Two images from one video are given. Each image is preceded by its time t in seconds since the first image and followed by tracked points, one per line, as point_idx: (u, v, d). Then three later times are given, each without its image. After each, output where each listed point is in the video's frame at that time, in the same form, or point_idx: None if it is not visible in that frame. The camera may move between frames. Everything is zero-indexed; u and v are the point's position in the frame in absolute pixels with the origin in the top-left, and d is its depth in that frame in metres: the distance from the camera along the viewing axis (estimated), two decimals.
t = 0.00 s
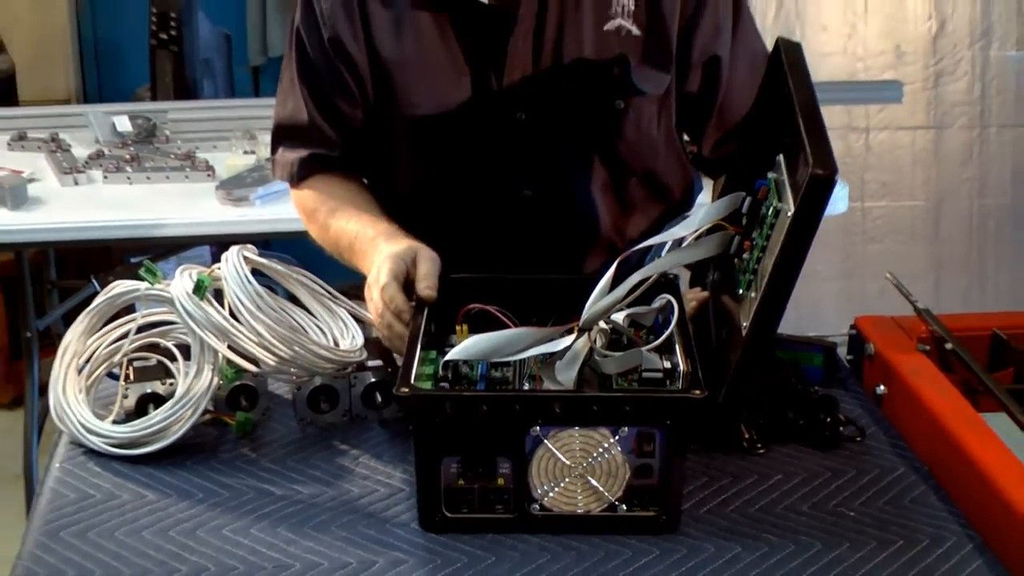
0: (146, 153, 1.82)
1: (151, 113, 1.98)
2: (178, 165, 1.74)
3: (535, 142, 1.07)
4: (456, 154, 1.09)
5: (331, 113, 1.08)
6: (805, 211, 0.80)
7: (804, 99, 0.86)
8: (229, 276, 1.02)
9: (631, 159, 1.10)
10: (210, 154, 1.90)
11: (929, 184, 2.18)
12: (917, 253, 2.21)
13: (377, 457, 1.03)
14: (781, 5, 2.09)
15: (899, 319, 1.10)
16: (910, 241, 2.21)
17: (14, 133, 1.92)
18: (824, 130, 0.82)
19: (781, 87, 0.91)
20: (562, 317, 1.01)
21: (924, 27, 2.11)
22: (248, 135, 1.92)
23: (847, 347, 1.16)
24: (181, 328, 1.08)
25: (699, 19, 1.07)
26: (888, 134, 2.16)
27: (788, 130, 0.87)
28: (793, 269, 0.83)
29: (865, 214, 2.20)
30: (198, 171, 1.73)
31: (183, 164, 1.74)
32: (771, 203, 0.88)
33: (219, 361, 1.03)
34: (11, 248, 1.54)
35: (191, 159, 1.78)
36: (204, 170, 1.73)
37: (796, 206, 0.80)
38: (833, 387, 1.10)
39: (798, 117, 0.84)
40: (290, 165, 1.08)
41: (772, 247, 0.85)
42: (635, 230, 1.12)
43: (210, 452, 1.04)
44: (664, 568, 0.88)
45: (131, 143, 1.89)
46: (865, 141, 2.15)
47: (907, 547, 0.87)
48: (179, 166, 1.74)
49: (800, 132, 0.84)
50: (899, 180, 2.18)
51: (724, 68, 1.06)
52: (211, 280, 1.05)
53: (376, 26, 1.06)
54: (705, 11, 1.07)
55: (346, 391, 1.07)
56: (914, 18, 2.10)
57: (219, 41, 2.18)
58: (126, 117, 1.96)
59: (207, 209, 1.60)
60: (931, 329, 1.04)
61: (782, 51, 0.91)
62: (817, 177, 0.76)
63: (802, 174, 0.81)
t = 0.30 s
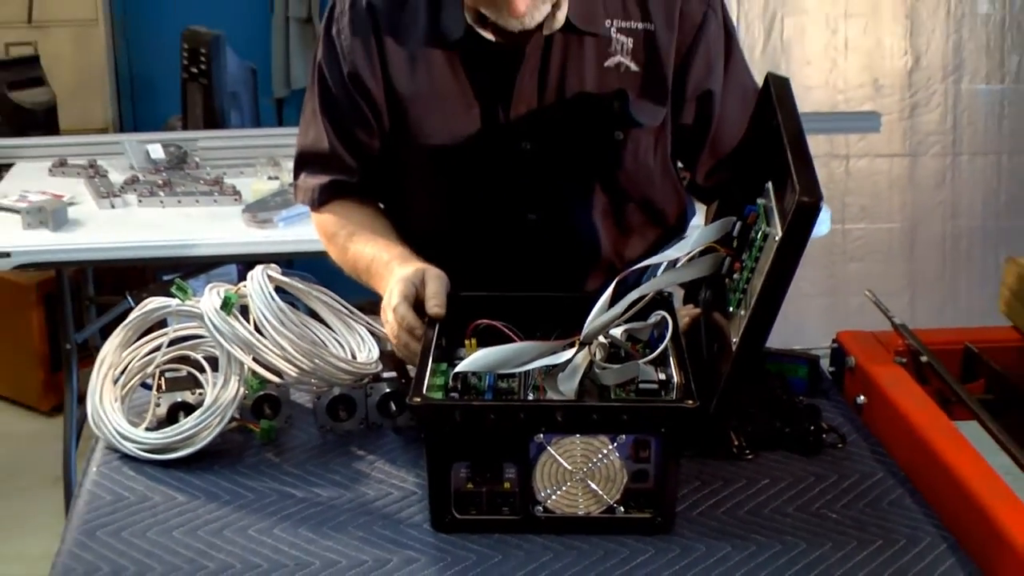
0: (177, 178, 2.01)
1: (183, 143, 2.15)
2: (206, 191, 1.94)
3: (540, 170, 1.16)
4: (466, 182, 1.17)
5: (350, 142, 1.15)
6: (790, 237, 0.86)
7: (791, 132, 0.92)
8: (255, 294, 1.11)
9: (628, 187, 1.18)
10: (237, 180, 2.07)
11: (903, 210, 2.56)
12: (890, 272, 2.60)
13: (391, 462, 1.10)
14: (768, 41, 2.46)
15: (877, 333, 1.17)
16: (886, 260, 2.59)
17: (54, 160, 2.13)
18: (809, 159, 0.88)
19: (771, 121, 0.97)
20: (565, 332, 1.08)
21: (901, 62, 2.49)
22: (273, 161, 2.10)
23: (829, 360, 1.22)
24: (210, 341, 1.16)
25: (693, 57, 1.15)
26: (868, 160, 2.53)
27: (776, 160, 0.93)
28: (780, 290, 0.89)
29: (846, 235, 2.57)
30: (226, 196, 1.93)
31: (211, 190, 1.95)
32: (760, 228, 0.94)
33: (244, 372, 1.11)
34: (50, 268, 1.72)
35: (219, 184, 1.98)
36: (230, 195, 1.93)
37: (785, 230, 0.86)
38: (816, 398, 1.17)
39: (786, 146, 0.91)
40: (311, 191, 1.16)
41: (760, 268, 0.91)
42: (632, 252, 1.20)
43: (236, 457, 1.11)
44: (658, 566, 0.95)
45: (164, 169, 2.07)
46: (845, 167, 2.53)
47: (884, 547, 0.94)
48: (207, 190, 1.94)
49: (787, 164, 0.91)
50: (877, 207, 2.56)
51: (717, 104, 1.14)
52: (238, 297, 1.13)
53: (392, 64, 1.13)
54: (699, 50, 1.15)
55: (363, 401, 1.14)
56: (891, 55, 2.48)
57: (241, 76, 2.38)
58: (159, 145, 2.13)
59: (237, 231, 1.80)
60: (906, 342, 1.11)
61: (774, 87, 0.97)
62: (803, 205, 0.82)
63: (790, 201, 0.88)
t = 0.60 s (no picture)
0: (197, 199, 2.09)
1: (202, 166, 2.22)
2: (226, 211, 2.03)
3: (542, 188, 1.22)
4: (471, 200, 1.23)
5: (365, 158, 1.22)
6: (773, 259, 0.91)
7: (778, 157, 0.96)
8: (271, 308, 1.17)
9: (624, 206, 1.24)
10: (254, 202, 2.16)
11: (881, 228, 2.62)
12: (871, 288, 2.63)
13: (399, 466, 1.16)
14: (754, 71, 2.57)
15: (857, 344, 1.23)
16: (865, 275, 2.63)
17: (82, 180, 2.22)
18: (794, 182, 0.93)
19: (757, 146, 1.03)
20: (564, 342, 1.15)
21: (879, 88, 2.59)
22: (287, 184, 2.17)
23: (811, 369, 1.28)
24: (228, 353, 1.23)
25: (686, 85, 1.21)
26: (847, 181, 2.61)
27: (762, 184, 0.99)
28: (766, 305, 0.94)
29: (827, 251, 2.62)
30: (243, 215, 2.03)
31: (230, 210, 2.03)
32: (747, 246, 0.99)
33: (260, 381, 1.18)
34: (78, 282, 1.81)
35: (237, 204, 2.06)
36: (248, 216, 2.03)
37: (770, 249, 0.91)
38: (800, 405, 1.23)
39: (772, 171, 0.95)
40: (328, 206, 1.23)
41: (747, 284, 0.96)
42: (627, 268, 1.26)
43: (252, 462, 1.17)
44: (650, 565, 1.00)
45: (185, 190, 2.15)
46: (827, 188, 2.61)
47: (863, 546, 1.00)
48: (226, 209, 2.04)
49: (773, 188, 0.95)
50: (857, 225, 2.62)
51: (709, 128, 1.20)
52: (254, 311, 1.20)
53: (406, 84, 1.20)
54: (692, 79, 1.21)
55: (372, 408, 1.20)
56: (869, 82, 2.59)
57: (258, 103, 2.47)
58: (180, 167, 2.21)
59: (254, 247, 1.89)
60: (884, 354, 1.17)
61: (761, 113, 1.03)
62: (786, 227, 0.87)
63: (774, 221, 0.92)
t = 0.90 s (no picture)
0: (209, 214, 2.15)
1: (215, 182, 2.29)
2: (237, 225, 2.08)
3: (545, 197, 1.27)
4: (477, 207, 1.28)
5: (377, 165, 1.26)
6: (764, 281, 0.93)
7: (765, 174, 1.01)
8: (280, 318, 1.22)
9: (624, 216, 1.28)
10: (265, 216, 2.23)
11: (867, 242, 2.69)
12: (858, 300, 2.68)
13: (403, 472, 1.21)
14: (744, 91, 2.65)
15: (844, 354, 1.27)
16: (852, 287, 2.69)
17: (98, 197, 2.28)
18: (783, 207, 0.96)
19: (746, 162, 1.07)
20: (561, 354, 1.18)
21: (864, 106, 2.68)
22: (297, 200, 2.24)
23: (801, 379, 1.32)
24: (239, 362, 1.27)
25: (685, 100, 1.25)
26: (834, 197, 2.68)
27: (751, 201, 1.03)
28: (757, 322, 0.96)
29: (815, 264, 2.68)
30: (254, 229, 2.07)
31: (241, 225, 2.09)
32: (737, 262, 1.03)
33: (270, 390, 1.22)
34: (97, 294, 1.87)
35: (248, 219, 2.11)
36: (259, 230, 2.08)
37: (761, 269, 0.93)
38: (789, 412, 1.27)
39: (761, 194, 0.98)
40: (341, 212, 1.28)
41: (738, 300, 0.99)
42: (626, 278, 1.31)
43: (262, 467, 1.22)
44: (645, 567, 1.04)
45: (197, 206, 2.21)
46: (814, 204, 2.68)
47: (850, 548, 1.04)
48: (237, 224, 2.09)
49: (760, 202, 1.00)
50: (844, 238, 2.68)
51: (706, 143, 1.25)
52: (264, 322, 1.25)
53: (418, 95, 1.23)
54: (690, 95, 1.25)
55: (377, 416, 1.25)
56: (855, 101, 2.68)
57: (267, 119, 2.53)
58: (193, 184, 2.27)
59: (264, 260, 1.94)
60: (872, 363, 1.21)
61: (746, 130, 1.08)
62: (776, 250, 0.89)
63: (765, 241, 0.95)
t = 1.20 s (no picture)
0: (223, 231, 2.21)
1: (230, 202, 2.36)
2: (250, 243, 2.15)
3: (547, 213, 1.31)
4: (483, 221, 1.34)
5: (387, 180, 1.32)
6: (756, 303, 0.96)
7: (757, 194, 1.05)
8: (291, 331, 1.27)
9: (621, 233, 1.33)
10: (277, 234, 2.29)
11: (853, 256, 2.71)
12: (843, 314, 2.70)
13: (409, 479, 1.26)
14: (733, 114, 2.68)
15: (830, 366, 1.32)
16: (836, 301, 2.71)
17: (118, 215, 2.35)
18: (773, 228, 1.00)
19: (739, 183, 1.12)
20: (559, 365, 1.23)
21: (848, 128, 2.70)
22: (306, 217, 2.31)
23: (789, 390, 1.37)
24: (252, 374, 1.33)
25: (681, 122, 1.30)
26: (820, 216, 2.71)
27: (741, 219, 1.09)
28: (749, 339, 1.00)
29: (802, 279, 2.71)
30: (266, 246, 2.14)
31: (254, 243, 2.15)
32: (730, 281, 1.07)
33: (280, 400, 1.27)
34: (116, 308, 1.93)
35: (260, 237, 2.17)
36: (270, 247, 2.14)
37: (752, 289, 0.96)
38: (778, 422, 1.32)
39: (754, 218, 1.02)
40: (356, 217, 1.33)
41: (730, 317, 1.03)
42: (624, 292, 1.35)
43: (274, 474, 1.27)
44: (639, 569, 1.09)
45: (212, 225, 2.27)
46: (801, 221, 2.71)
47: (835, 552, 1.08)
48: (250, 241, 2.15)
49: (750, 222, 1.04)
50: (829, 254, 2.71)
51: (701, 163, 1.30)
52: (275, 336, 1.31)
53: (428, 116, 1.29)
54: (686, 117, 1.30)
55: (384, 425, 1.30)
56: (840, 122, 2.70)
57: (280, 141, 2.59)
58: (208, 204, 2.33)
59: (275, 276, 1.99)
60: (857, 375, 1.26)
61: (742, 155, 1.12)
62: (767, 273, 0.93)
63: (756, 261, 0.99)
